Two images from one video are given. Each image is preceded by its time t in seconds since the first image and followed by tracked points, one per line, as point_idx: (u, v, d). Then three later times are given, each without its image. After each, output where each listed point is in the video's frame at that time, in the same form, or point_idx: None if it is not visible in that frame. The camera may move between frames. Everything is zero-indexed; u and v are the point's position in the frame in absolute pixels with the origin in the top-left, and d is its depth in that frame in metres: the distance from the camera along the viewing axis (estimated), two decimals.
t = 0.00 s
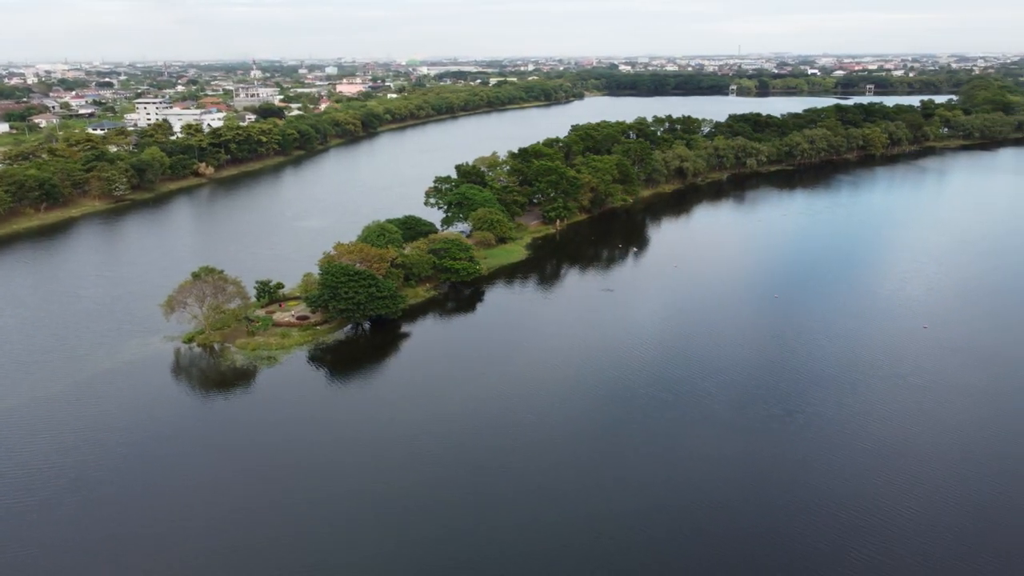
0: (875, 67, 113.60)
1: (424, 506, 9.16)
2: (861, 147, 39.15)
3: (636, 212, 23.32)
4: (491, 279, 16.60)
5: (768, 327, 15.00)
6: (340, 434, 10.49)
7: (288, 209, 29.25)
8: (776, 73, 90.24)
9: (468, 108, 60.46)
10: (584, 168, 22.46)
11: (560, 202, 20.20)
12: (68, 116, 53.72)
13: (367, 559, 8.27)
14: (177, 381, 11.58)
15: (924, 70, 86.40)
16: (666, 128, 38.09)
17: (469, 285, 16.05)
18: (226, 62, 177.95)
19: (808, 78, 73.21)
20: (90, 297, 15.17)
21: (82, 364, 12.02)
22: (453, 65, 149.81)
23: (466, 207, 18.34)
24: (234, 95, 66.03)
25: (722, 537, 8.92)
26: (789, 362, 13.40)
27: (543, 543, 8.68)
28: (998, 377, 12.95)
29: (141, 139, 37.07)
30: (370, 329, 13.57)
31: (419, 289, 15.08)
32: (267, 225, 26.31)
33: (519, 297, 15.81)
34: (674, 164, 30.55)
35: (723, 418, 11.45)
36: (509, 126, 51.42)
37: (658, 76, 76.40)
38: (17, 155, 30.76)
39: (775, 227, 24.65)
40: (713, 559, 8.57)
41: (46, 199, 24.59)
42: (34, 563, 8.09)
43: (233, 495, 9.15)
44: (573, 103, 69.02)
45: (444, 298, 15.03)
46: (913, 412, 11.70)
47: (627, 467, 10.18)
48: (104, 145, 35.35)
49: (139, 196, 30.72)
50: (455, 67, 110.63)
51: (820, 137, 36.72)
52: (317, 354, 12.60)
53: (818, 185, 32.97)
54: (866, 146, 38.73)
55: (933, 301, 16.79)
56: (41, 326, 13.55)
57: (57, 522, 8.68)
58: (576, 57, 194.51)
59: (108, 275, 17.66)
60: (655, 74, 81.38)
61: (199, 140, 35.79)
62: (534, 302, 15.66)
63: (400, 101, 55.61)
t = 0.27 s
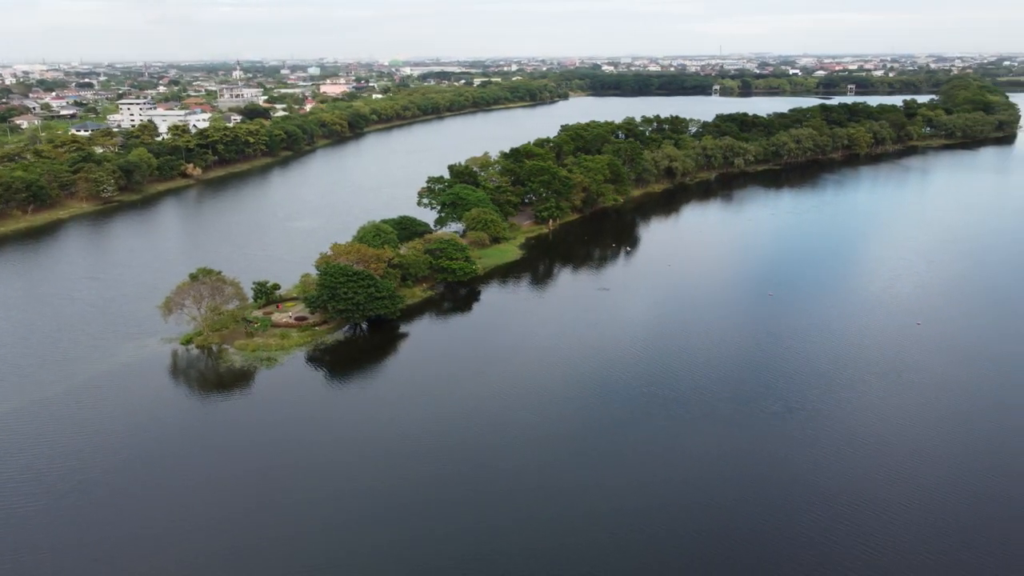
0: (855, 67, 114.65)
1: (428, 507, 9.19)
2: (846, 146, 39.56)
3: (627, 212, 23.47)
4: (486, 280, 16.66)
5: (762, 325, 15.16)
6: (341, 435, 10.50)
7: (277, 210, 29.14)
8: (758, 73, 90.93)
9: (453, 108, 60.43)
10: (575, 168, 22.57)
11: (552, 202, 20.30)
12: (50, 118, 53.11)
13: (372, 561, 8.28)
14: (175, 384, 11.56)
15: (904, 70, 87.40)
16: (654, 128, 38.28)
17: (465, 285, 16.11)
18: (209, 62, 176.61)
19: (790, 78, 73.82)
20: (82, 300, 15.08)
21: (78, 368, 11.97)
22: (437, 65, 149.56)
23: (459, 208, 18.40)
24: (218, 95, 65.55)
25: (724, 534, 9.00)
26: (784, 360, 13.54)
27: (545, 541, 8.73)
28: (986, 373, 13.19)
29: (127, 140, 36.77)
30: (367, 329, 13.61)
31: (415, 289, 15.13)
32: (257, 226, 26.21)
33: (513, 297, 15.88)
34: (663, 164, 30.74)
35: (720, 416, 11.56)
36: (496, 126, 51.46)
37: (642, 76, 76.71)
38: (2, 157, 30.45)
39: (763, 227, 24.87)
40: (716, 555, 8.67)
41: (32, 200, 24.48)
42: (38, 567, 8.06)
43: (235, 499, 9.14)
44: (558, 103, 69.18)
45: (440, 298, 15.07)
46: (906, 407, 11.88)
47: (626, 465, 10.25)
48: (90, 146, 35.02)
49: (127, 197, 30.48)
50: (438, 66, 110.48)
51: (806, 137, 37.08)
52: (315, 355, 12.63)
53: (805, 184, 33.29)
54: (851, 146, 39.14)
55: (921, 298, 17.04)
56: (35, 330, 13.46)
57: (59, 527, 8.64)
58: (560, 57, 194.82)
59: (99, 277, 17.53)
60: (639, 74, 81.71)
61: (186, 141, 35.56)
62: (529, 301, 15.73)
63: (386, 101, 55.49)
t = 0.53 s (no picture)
0: (825, 67, 115.45)
1: (430, 507, 9.22)
2: (832, 145, 39.94)
3: (618, 211, 23.60)
4: (480, 279, 16.71)
5: (754, 322, 15.29)
6: (340, 435, 10.51)
7: (267, 210, 29.01)
8: (741, 73, 91.50)
9: (439, 109, 60.38)
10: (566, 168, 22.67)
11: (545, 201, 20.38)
12: (32, 119, 52.49)
13: (376, 562, 8.30)
14: (173, 387, 11.53)
15: (883, 70, 88.39)
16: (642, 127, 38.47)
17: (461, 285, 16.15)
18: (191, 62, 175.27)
19: (772, 78, 74.41)
20: (75, 302, 14.98)
21: (76, 371, 11.91)
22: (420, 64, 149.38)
23: (453, 207, 18.44)
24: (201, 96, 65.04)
25: (724, 529, 9.09)
26: (777, 357, 13.66)
27: (547, 539, 8.79)
28: (973, 368, 13.40)
29: (113, 141, 36.48)
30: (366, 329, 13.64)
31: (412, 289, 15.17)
32: (247, 227, 26.10)
33: (508, 296, 15.93)
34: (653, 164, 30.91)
35: (716, 413, 11.66)
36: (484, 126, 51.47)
37: (627, 76, 77.00)
38: None
39: (753, 225, 25.08)
40: (716, 550, 8.76)
41: (20, 201, 24.56)
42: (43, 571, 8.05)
43: (238, 502, 9.13)
44: (543, 103, 69.32)
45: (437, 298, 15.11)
46: (898, 402, 12.04)
47: (625, 463, 10.33)
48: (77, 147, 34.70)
49: (115, 198, 30.22)
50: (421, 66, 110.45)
51: (793, 136, 37.40)
52: (314, 356, 12.65)
53: (792, 183, 33.60)
54: (837, 145, 39.52)
55: (908, 294, 17.26)
56: (29, 333, 13.37)
57: (62, 531, 8.61)
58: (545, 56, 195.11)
59: (90, 278, 17.41)
60: (623, 74, 82.01)
61: (174, 141, 35.32)
62: (524, 300, 15.80)
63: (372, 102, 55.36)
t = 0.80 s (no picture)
0: (806, 67, 116.60)
1: (431, 505, 9.28)
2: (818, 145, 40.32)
3: (609, 210, 23.74)
4: (474, 279, 16.77)
5: (747, 321, 15.43)
6: (338, 436, 10.54)
7: (255, 211, 28.90)
8: (724, 73, 92.00)
9: (425, 109, 60.31)
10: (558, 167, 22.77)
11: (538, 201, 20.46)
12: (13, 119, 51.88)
13: (381, 561, 8.35)
14: (171, 388, 11.52)
15: (864, 70, 89.30)
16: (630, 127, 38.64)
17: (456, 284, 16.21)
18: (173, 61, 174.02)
19: (755, 78, 74.94)
20: (68, 305, 14.89)
21: (72, 374, 11.87)
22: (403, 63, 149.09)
23: (447, 207, 18.49)
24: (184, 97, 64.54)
25: (722, 526, 9.19)
26: (770, 354, 13.82)
27: (550, 536, 8.87)
28: (960, 363, 13.65)
29: (100, 142, 36.18)
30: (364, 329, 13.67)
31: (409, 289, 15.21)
32: (237, 228, 25.99)
33: (502, 296, 16.00)
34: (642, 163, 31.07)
35: (712, 410, 11.80)
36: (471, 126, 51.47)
37: (611, 76, 77.26)
38: None
39: (741, 223, 25.31)
40: (716, 547, 8.86)
41: (7, 203, 24.71)
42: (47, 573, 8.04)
43: (239, 502, 9.15)
44: (528, 103, 69.42)
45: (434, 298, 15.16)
46: (888, 398, 12.24)
47: (624, 460, 10.44)
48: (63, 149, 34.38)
49: (103, 200, 29.95)
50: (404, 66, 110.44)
51: (780, 136, 37.73)
52: (314, 356, 12.68)
53: (778, 182, 33.91)
54: (822, 144, 39.90)
55: (895, 291, 17.52)
56: (23, 336, 13.29)
57: (65, 536, 8.58)
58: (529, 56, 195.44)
59: (81, 280, 17.27)
60: (607, 74, 82.27)
61: (162, 142, 35.07)
62: (518, 300, 15.87)
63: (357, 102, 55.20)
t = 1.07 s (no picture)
0: (787, 67, 117.59)
1: (433, 504, 9.36)
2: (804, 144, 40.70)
3: (600, 210, 23.88)
4: (469, 279, 16.85)
5: (740, 319, 15.59)
6: (339, 436, 10.58)
7: (244, 212, 28.75)
8: (705, 74, 92.53)
9: (410, 109, 60.22)
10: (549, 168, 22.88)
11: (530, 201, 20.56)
12: None
13: (385, 559, 8.42)
14: (171, 390, 11.50)
15: (844, 71, 90.20)
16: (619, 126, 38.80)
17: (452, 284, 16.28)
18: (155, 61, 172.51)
19: (738, 79, 75.45)
20: (62, 307, 14.77)
21: (70, 376, 11.82)
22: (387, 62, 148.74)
23: (441, 207, 18.54)
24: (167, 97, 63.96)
25: (721, 523, 9.30)
26: (762, 352, 13.99)
27: (552, 533, 8.98)
28: (948, 359, 13.91)
29: (86, 143, 35.83)
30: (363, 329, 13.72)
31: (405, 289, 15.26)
32: (227, 229, 25.85)
33: (497, 295, 16.09)
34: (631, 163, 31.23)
35: (707, 407, 11.96)
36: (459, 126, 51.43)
37: (596, 76, 77.46)
38: None
39: (730, 223, 25.53)
40: (716, 541, 9.00)
41: None
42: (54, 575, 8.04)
43: (242, 502, 9.19)
44: (513, 103, 69.47)
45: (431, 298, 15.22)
46: (879, 394, 12.46)
47: (622, 457, 10.56)
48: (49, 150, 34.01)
49: (90, 201, 29.67)
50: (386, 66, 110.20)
51: (767, 135, 38.06)
52: (314, 356, 12.72)
53: (766, 181, 34.21)
54: (808, 144, 40.28)
55: (883, 289, 17.78)
56: (18, 338, 13.19)
57: (70, 538, 8.58)
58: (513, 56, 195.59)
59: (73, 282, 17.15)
60: (591, 75, 82.49)
61: (149, 143, 34.78)
62: (513, 299, 15.95)
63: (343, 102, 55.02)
